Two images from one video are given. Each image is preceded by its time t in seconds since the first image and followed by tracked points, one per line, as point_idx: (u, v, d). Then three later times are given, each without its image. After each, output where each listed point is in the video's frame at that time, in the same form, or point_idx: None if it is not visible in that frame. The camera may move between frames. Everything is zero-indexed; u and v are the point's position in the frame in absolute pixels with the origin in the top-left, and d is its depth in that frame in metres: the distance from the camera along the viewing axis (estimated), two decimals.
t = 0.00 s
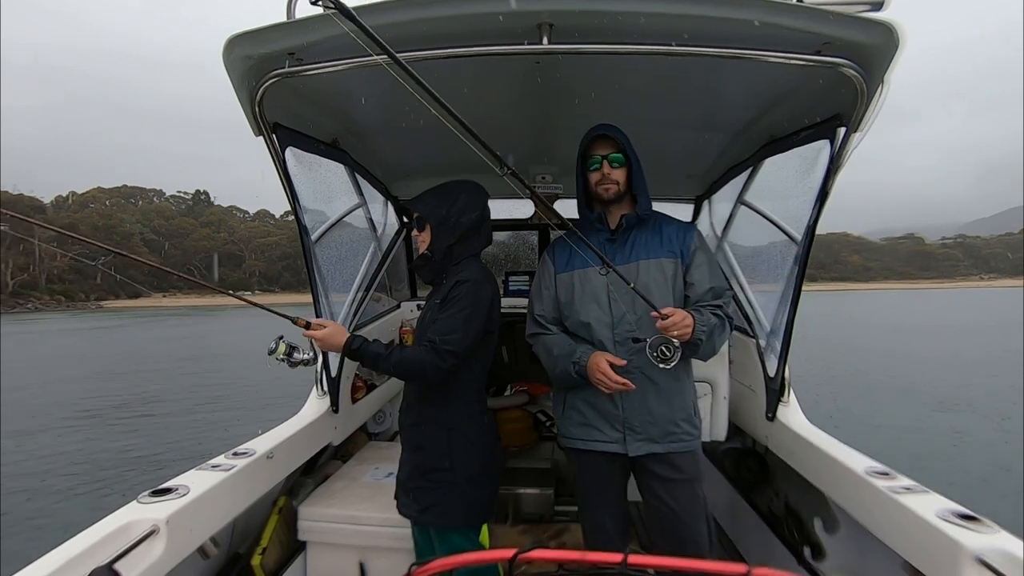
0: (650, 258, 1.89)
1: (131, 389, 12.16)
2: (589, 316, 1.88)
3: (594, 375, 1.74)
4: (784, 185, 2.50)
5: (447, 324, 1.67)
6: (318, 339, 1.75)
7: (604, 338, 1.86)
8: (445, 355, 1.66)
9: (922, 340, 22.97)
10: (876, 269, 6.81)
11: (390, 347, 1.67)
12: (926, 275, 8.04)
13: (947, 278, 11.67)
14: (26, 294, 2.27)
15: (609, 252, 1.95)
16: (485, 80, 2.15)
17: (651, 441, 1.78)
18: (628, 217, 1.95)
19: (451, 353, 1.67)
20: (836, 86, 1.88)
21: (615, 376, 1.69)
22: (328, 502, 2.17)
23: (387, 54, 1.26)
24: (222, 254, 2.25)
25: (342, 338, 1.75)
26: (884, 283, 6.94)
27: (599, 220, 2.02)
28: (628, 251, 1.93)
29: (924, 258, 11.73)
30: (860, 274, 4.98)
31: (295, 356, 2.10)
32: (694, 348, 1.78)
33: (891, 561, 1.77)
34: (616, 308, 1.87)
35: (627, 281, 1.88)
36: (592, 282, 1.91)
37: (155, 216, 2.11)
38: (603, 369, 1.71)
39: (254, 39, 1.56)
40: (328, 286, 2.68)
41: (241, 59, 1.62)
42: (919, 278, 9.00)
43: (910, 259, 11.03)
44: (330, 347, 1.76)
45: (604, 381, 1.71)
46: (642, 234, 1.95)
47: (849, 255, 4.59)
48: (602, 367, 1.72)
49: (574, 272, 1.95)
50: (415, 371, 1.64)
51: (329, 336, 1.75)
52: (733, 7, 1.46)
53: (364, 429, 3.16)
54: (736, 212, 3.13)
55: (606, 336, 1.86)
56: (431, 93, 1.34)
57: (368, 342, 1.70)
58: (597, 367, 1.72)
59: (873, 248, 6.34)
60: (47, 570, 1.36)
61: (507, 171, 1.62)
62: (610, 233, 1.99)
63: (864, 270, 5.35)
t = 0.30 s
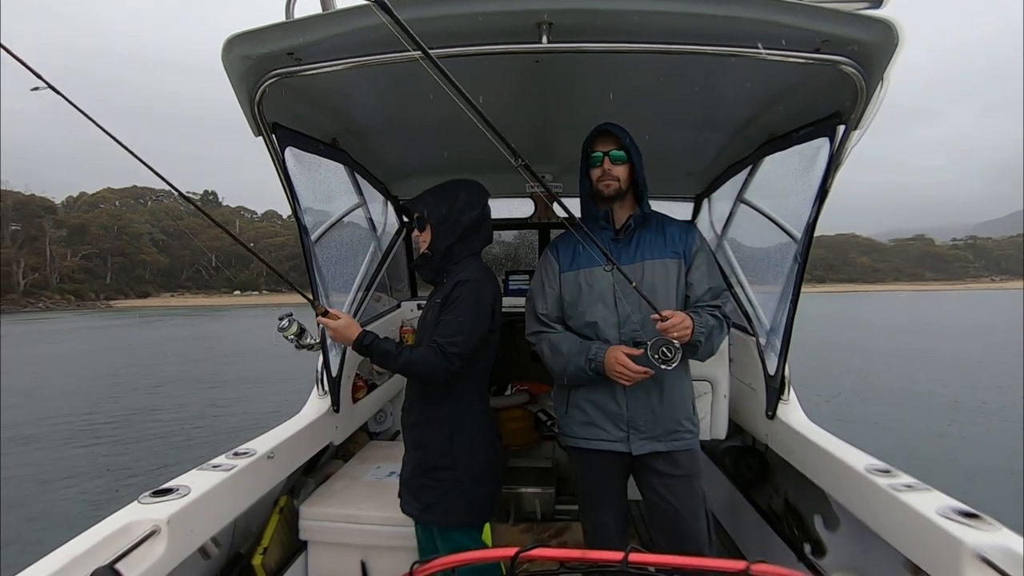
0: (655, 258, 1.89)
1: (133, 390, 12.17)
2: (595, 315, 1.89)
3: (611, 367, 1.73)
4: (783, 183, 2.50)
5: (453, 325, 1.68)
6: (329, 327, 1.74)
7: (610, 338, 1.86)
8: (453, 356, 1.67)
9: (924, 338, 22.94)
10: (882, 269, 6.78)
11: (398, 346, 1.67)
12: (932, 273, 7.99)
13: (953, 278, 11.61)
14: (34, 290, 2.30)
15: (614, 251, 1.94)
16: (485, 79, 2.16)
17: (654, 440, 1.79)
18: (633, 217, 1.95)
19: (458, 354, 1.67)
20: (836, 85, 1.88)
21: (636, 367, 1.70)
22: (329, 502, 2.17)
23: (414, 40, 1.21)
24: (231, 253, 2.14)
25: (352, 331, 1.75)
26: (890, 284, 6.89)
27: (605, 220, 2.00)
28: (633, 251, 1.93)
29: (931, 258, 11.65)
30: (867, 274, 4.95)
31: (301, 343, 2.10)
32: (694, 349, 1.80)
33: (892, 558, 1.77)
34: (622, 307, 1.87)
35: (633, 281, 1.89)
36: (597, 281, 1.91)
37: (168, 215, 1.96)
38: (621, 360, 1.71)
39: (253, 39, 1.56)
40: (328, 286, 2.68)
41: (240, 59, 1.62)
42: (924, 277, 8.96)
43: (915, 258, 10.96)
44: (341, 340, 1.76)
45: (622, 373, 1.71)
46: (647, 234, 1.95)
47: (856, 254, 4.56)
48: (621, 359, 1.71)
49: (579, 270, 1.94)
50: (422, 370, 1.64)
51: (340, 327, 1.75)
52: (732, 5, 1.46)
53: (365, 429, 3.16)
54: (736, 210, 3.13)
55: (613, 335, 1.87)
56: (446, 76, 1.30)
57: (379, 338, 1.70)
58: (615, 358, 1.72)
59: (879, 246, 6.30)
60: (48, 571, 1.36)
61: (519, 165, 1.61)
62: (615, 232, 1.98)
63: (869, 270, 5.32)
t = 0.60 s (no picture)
0: (655, 258, 1.89)
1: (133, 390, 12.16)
2: (596, 315, 1.88)
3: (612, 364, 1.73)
4: (783, 182, 2.49)
5: (462, 324, 1.68)
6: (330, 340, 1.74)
7: (611, 337, 1.86)
8: (462, 355, 1.67)
9: (926, 338, 22.92)
10: (890, 269, 6.75)
11: (403, 348, 1.67)
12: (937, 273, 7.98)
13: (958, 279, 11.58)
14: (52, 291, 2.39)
15: (614, 250, 1.94)
16: (485, 79, 2.16)
17: (654, 439, 1.79)
18: (634, 217, 1.95)
19: (467, 352, 1.68)
20: (836, 84, 1.88)
21: (637, 363, 1.71)
22: (329, 502, 2.17)
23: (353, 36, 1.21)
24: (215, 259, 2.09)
25: (353, 340, 1.74)
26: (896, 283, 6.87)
27: (608, 218, 1.99)
28: (633, 249, 1.93)
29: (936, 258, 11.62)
30: (875, 275, 4.93)
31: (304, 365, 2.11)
32: (693, 349, 1.79)
33: (891, 557, 1.78)
34: (623, 306, 1.88)
35: (634, 280, 1.89)
36: (598, 280, 1.91)
37: (171, 218, 1.98)
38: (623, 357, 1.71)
39: (253, 39, 1.56)
40: (328, 286, 2.68)
41: (240, 59, 1.62)
42: (929, 278, 8.92)
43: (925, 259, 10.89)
44: (340, 349, 1.75)
45: (623, 370, 1.71)
46: (648, 233, 1.95)
47: (862, 256, 4.54)
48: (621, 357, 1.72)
49: (580, 269, 1.94)
50: (430, 372, 1.64)
51: (338, 336, 1.74)
52: (731, 5, 1.46)
53: (365, 429, 3.16)
54: (736, 210, 3.13)
55: (613, 334, 1.87)
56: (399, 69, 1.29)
57: (384, 341, 1.69)
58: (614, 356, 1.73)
59: (887, 247, 6.26)
60: (48, 571, 1.36)
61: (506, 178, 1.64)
62: (615, 231, 1.98)
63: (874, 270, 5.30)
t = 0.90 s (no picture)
0: (651, 258, 1.89)
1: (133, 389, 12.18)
2: (592, 315, 1.89)
3: (608, 362, 1.74)
4: (783, 184, 2.50)
5: (483, 323, 1.69)
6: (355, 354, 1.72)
7: (607, 338, 1.86)
8: (488, 352, 1.69)
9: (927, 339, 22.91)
10: (892, 269, 6.73)
11: (431, 352, 1.66)
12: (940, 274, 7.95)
13: (969, 280, 11.46)
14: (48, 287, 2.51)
15: (611, 252, 1.94)
16: (486, 79, 2.16)
17: (651, 439, 1.79)
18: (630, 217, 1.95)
19: (491, 350, 1.70)
20: (837, 85, 1.88)
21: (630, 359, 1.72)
22: (329, 501, 2.17)
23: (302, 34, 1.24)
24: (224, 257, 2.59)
25: (379, 349, 1.71)
26: (898, 284, 6.85)
27: (602, 220, 1.98)
28: (629, 250, 1.93)
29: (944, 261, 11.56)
30: (881, 276, 4.91)
31: (334, 382, 2.05)
32: (690, 350, 1.79)
33: (892, 559, 1.77)
34: (618, 307, 1.88)
35: (629, 281, 1.89)
36: (593, 281, 1.91)
37: (176, 220, 2.39)
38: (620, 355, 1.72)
39: (253, 39, 1.56)
40: (328, 286, 2.68)
41: (241, 59, 1.62)
42: (933, 281, 8.91)
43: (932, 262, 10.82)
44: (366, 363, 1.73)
45: (621, 367, 1.72)
46: (644, 234, 1.95)
47: (868, 257, 4.53)
48: (616, 355, 1.72)
49: (576, 271, 1.94)
50: (464, 372, 1.65)
51: (363, 348, 1.71)
52: (732, 6, 1.46)
53: (365, 428, 3.16)
54: (736, 211, 3.13)
55: (610, 335, 1.86)
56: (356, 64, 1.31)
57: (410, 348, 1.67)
58: (610, 354, 1.73)
59: (890, 247, 6.25)
60: (46, 571, 1.36)
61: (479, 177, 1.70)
62: (611, 232, 1.98)
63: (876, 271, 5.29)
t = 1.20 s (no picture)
0: (646, 258, 1.90)
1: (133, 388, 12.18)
2: (587, 316, 1.89)
3: (601, 356, 1.74)
4: (783, 186, 2.50)
5: (501, 321, 1.71)
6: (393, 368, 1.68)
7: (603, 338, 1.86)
8: (512, 348, 1.72)
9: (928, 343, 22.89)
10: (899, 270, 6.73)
11: (460, 357, 1.66)
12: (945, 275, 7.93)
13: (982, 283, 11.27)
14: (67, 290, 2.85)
15: (605, 253, 1.94)
16: (487, 79, 2.16)
17: (649, 440, 1.79)
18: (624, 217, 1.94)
19: (513, 345, 1.73)
20: (837, 88, 1.88)
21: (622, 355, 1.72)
22: (327, 501, 2.17)
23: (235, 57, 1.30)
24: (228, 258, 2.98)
25: (410, 361, 1.68)
26: (904, 285, 6.85)
27: (597, 220, 1.98)
28: (624, 251, 1.93)
29: (957, 264, 11.41)
30: (888, 278, 4.89)
31: (377, 400, 2.00)
32: (686, 349, 1.79)
33: (889, 562, 1.77)
34: (614, 307, 1.88)
35: (625, 281, 1.89)
36: (589, 282, 1.91)
37: (187, 222, 2.83)
38: (614, 349, 1.72)
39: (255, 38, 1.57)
40: (328, 285, 2.68)
41: (242, 58, 1.63)
42: (936, 283, 8.87)
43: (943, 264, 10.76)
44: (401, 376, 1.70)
45: (615, 359, 1.72)
46: (638, 234, 1.94)
47: (877, 259, 4.50)
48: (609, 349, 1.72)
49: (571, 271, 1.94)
50: (493, 370, 1.67)
51: (400, 360, 1.68)
52: (732, 7, 1.47)
53: (364, 428, 3.16)
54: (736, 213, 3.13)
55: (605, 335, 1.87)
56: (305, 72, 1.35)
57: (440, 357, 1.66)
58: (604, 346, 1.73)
59: (898, 248, 6.24)
60: (45, 569, 1.37)
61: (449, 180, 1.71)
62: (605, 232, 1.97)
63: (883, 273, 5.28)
